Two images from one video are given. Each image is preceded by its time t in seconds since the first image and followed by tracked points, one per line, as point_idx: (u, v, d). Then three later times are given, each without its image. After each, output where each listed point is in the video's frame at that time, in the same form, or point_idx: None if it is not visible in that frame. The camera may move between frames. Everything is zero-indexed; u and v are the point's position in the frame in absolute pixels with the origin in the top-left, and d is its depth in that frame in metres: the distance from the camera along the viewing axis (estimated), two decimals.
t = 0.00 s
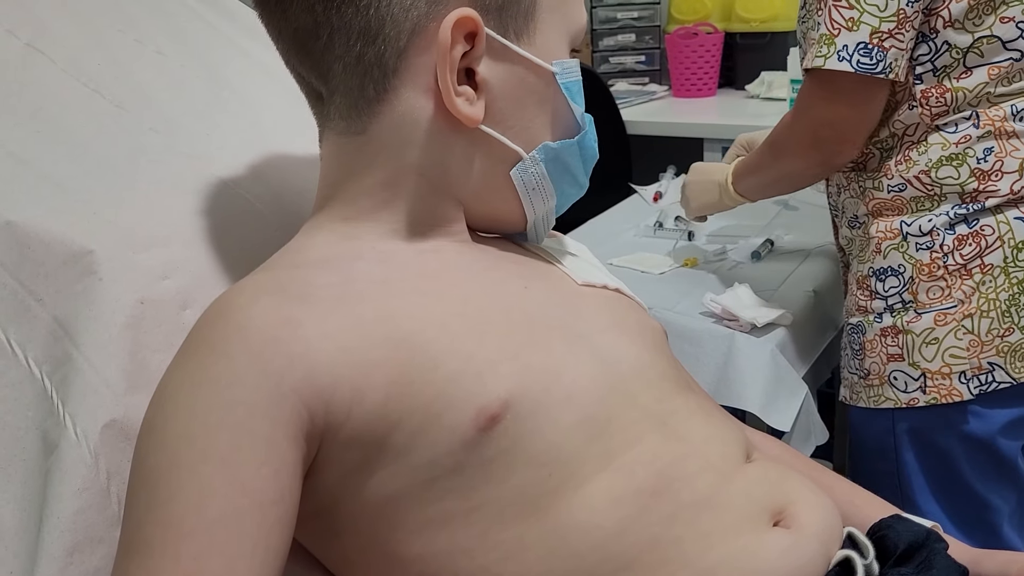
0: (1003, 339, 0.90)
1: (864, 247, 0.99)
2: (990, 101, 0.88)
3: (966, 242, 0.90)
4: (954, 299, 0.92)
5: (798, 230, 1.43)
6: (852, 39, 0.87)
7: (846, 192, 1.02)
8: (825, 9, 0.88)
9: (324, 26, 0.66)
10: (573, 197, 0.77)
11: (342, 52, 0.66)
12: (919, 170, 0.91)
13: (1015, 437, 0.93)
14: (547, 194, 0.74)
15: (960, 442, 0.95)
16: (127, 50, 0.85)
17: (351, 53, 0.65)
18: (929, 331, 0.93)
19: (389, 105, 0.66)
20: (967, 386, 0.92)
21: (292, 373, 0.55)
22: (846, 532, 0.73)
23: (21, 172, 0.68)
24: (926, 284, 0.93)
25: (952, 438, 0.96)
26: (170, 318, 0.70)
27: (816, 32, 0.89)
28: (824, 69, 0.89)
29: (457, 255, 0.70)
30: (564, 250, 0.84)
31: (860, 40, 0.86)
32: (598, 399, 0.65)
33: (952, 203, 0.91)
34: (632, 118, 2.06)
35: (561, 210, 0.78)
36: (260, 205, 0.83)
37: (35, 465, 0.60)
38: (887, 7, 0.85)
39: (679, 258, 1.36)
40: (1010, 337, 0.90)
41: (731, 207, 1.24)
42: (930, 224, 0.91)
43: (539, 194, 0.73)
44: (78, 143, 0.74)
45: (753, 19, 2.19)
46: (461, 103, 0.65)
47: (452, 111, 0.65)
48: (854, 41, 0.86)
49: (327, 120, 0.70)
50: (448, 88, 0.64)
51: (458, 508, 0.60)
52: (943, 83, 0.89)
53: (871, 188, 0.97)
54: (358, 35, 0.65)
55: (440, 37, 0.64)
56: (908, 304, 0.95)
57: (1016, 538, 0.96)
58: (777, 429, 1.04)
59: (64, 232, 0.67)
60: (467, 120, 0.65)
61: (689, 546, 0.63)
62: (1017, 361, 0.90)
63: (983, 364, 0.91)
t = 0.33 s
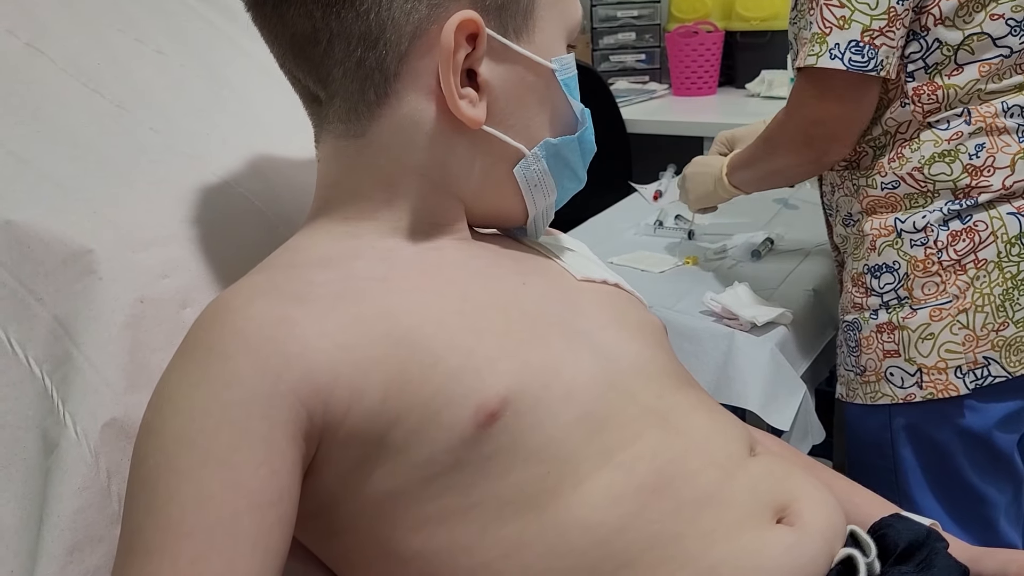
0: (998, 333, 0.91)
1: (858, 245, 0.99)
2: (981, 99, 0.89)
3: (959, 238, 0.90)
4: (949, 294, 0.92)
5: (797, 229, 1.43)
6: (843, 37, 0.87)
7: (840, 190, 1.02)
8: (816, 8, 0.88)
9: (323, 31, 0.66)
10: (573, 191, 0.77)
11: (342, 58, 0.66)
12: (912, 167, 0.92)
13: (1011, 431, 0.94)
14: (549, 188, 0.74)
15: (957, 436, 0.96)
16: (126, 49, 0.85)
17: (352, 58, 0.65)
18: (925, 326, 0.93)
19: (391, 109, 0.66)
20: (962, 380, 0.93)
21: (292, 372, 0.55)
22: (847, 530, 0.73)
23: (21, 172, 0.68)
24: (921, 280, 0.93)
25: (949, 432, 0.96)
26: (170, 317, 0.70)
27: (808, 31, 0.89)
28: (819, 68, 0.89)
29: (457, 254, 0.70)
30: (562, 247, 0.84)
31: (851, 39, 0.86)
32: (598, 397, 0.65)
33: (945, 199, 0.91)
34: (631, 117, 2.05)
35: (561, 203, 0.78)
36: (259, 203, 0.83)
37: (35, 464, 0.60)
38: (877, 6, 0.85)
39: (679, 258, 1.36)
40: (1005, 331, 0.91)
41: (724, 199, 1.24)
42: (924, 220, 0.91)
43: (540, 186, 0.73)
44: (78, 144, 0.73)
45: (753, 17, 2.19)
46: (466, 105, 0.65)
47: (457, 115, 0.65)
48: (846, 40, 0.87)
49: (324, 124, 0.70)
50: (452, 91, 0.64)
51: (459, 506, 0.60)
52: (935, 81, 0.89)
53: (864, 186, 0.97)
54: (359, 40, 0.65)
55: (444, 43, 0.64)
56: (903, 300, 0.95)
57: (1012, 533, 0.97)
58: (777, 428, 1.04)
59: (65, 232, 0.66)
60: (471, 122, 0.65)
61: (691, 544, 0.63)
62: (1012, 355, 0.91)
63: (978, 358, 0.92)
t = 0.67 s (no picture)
0: (995, 330, 0.91)
1: (855, 245, 0.98)
2: (974, 98, 0.89)
3: (956, 236, 0.90)
4: (947, 292, 0.91)
5: (796, 230, 1.43)
6: (835, 40, 0.87)
7: (835, 191, 1.02)
8: (808, 10, 0.88)
9: (322, 31, 0.65)
10: (572, 189, 0.77)
11: (341, 58, 0.65)
12: (907, 166, 0.91)
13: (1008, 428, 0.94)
14: (548, 187, 0.74)
15: (956, 433, 0.95)
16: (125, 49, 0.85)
17: (351, 58, 0.65)
18: (923, 324, 0.93)
19: (390, 109, 0.66)
20: (961, 377, 0.92)
21: (292, 373, 0.55)
22: (849, 532, 0.73)
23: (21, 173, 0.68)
24: (919, 279, 0.92)
25: (948, 430, 0.96)
26: (170, 319, 0.69)
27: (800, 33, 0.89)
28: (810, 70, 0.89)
29: (458, 254, 0.70)
30: (562, 248, 0.83)
31: (843, 41, 0.86)
32: (599, 397, 0.65)
33: (941, 197, 0.91)
34: (631, 117, 2.05)
35: (560, 202, 0.78)
36: (259, 204, 0.83)
37: (35, 467, 0.60)
38: (868, 8, 0.85)
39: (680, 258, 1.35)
40: (1002, 328, 0.91)
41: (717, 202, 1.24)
42: (921, 219, 0.91)
43: (539, 186, 0.73)
44: (77, 145, 0.73)
45: (753, 18, 2.19)
46: (465, 104, 0.65)
47: (457, 112, 0.65)
48: (838, 42, 0.86)
49: (324, 126, 0.70)
50: (452, 88, 0.64)
51: (460, 507, 0.60)
52: (927, 80, 0.89)
53: (858, 185, 0.96)
54: (358, 40, 0.65)
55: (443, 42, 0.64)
56: (901, 299, 0.95)
57: (1011, 531, 0.97)
58: (776, 429, 1.04)
59: (63, 233, 0.66)
60: (471, 120, 0.65)
61: (692, 545, 0.63)
62: (1009, 352, 0.91)
63: (976, 355, 0.92)
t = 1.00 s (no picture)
0: (1016, 325, 0.91)
1: (867, 244, 0.97)
2: (983, 92, 0.90)
3: (977, 231, 0.90)
4: (970, 289, 0.91)
5: (796, 230, 1.43)
6: (857, 33, 0.86)
7: (841, 191, 1.01)
8: (827, 5, 0.88)
9: (319, 32, 0.65)
10: (569, 188, 0.77)
11: (338, 58, 0.65)
12: (924, 162, 0.91)
13: None
14: (547, 186, 0.73)
15: (978, 430, 0.95)
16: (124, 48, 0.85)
17: (349, 58, 0.65)
18: (947, 321, 0.92)
19: (388, 109, 0.65)
20: (986, 372, 0.92)
21: (290, 376, 0.55)
22: (846, 534, 0.73)
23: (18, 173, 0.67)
24: (942, 276, 0.92)
25: (971, 427, 0.95)
26: (169, 319, 0.69)
27: (819, 28, 0.89)
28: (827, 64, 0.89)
29: (457, 255, 0.70)
30: (561, 249, 0.83)
31: (865, 34, 0.86)
32: (598, 400, 0.65)
33: (959, 192, 0.91)
34: (631, 117, 2.05)
35: (560, 202, 0.77)
36: (258, 204, 0.83)
37: (32, 468, 0.59)
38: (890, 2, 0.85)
39: (679, 257, 1.35)
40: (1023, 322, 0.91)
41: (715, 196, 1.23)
42: (942, 215, 0.91)
43: (539, 186, 0.72)
44: (75, 144, 0.73)
45: (753, 18, 2.19)
46: (462, 103, 0.64)
47: (454, 111, 0.64)
48: (860, 35, 0.86)
49: (321, 127, 0.69)
50: (450, 88, 0.64)
51: (458, 511, 0.59)
52: (938, 74, 0.90)
53: (872, 183, 0.96)
54: (354, 40, 0.64)
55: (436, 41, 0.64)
56: (922, 297, 0.94)
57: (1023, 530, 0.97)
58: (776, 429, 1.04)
59: (61, 233, 0.66)
60: (469, 119, 0.65)
61: (690, 549, 0.63)
62: None
63: (1000, 350, 0.92)
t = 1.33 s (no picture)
0: None
1: (884, 239, 0.98)
2: (1003, 86, 0.90)
3: (996, 226, 0.91)
4: (989, 283, 0.91)
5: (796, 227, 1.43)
6: (905, 23, 0.85)
7: (854, 186, 1.01)
8: None
9: (310, 29, 0.65)
10: (568, 177, 0.77)
11: (331, 54, 0.65)
12: (943, 155, 0.92)
13: None
14: (544, 177, 0.73)
15: (996, 425, 0.95)
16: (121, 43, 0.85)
17: (342, 54, 0.65)
18: (967, 317, 0.92)
19: (383, 104, 0.65)
20: (1006, 367, 0.92)
21: (289, 376, 0.55)
22: (844, 531, 0.73)
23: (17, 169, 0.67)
24: (962, 271, 0.92)
25: (989, 422, 0.95)
26: (167, 314, 0.69)
27: (860, 18, 0.87)
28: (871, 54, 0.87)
29: (455, 252, 0.70)
30: (557, 247, 0.83)
31: (914, 23, 0.85)
32: (595, 398, 0.65)
33: (978, 186, 0.91)
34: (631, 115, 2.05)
35: (558, 194, 0.77)
36: (257, 201, 0.83)
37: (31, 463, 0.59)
38: None
39: (677, 254, 1.35)
40: None
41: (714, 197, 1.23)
42: (963, 210, 0.91)
43: (536, 178, 0.73)
44: (71, 140, 0.73)
45: (754, 15, 2.18)
46: (456, 95, 0.65)
47: (448, 104, 0.64)
48: (909, 24, 0.85)
49: (316, 125, 0.69)
50: (444, 81, 0.64)
51: (457, 510, 0.59)
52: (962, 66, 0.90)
53: (890, 176, 0.96)
54: (347, 36, 0.64)
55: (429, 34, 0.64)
56: (941, 292, 0.94)
57: None
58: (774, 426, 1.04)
59: (59, 228, 0.66)
60: (463, 112, 0.65)
61: (689, 547, 0.63)
62: None
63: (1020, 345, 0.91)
